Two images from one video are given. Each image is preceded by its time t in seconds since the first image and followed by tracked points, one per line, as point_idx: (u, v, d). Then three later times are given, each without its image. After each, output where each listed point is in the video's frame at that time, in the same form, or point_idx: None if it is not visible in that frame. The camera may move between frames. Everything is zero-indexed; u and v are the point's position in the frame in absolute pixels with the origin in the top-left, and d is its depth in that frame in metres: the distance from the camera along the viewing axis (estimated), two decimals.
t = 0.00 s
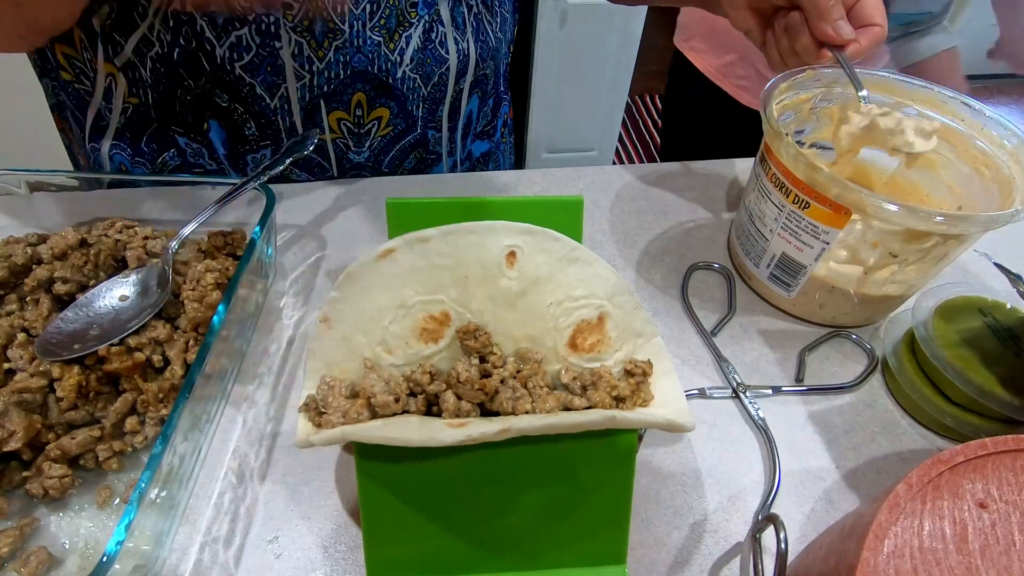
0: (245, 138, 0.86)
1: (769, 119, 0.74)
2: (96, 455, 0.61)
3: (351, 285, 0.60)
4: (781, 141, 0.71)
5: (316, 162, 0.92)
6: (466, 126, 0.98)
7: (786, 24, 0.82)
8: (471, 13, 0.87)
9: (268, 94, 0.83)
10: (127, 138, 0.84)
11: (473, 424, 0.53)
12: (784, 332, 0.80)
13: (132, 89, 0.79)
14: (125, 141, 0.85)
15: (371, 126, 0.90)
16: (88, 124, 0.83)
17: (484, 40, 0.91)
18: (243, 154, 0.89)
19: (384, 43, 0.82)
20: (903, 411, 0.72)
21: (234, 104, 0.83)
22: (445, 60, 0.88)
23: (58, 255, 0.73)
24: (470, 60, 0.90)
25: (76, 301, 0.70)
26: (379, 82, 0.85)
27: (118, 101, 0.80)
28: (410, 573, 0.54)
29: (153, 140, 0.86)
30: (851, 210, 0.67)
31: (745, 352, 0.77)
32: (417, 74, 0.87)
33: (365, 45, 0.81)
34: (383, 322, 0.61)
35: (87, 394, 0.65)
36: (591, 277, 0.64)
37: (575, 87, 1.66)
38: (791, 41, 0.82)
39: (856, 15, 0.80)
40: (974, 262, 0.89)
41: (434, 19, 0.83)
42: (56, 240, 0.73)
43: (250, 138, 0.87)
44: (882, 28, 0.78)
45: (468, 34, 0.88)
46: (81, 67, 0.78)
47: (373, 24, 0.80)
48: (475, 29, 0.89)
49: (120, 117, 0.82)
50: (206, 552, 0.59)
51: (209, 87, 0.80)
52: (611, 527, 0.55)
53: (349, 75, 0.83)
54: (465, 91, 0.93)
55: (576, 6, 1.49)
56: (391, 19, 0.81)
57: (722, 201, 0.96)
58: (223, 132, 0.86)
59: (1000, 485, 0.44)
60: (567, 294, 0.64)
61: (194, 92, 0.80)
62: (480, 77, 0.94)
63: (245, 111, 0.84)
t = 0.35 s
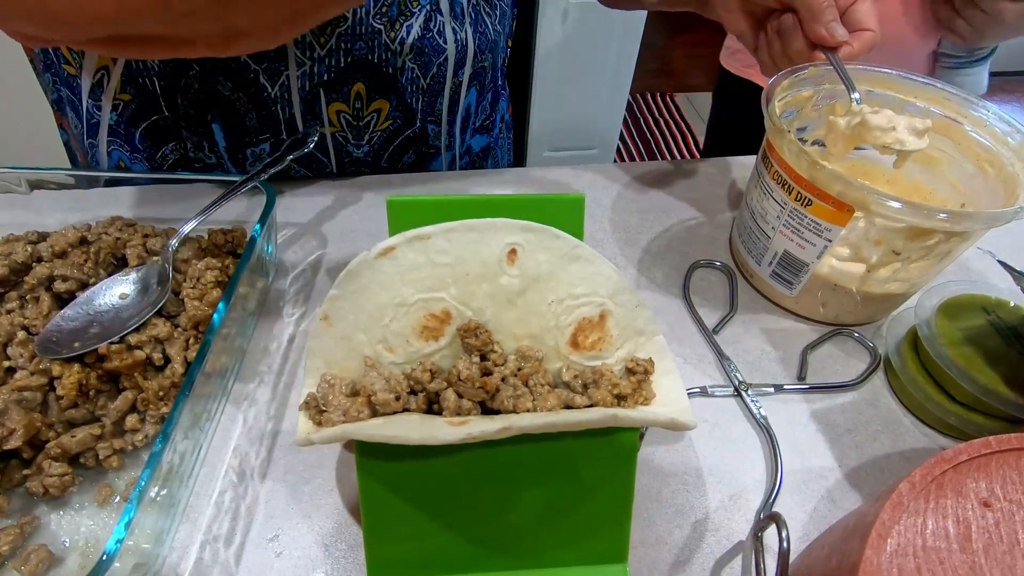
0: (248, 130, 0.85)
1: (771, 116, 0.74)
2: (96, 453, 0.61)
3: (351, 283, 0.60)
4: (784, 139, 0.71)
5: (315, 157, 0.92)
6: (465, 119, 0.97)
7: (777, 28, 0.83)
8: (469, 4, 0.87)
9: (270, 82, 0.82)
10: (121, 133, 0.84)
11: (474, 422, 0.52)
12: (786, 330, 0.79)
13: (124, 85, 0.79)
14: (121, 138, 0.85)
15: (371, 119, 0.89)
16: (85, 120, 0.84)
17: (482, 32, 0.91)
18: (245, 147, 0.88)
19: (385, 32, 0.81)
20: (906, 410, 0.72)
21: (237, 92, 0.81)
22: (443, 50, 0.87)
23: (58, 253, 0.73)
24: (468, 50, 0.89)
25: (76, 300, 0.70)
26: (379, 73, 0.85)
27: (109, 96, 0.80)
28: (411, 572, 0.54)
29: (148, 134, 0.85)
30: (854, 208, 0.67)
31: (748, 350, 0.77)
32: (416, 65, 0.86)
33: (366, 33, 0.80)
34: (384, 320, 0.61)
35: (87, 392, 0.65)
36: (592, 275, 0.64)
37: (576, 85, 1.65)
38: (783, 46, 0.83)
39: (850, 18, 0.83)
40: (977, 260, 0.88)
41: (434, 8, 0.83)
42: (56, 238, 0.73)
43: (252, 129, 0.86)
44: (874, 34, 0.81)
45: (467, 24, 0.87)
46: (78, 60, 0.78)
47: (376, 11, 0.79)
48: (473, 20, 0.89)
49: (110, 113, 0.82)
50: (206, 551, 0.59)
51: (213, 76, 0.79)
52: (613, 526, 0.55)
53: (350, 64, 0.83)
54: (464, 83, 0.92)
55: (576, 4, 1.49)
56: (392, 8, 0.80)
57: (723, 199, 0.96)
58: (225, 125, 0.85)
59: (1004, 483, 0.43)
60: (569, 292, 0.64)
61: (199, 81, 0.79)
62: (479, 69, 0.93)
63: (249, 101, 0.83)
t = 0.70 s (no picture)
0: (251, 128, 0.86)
1: (771, 116, 0.74)
2: (98, 452, 0.61)
3: (351, 283, 0.60)
4: (783, 138, 0.71)
5: (317, 155, 0.92)
6: (466, 118, 0.97)
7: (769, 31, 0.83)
8: (468, 3, 0.88)
9: (274, 79, 0.82)
10: (126, 133, 0.85)
11: (474, 422, 0.53)
12: (786, 329, 0.80)
13: (132, 82, 0.80)
14: (125, 138, 0.86)
15: (373, 117, 0.89)
16: (89, 120, 0.84)
17: (484, 32, 0.91)
18: (248, 145, 0.88)
19: (386, 29, 0.82)
20: (905, 409, 0.72)
21: (240, 90, 0.82)
22: (445, 48, 0.87)
23: (60, 253, 0.73)
24: (470, 48, 0.89)
25: (77, 299, 0.70)
26: (381, 70, 0.85)
27: (115, 95, 0.81)
28: (412, 570, 0.54)
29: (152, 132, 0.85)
30: (854, 207, 0.67)
31: (748, 349, 0.77)
32: (417, 63, 0.86)
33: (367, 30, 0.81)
34: (384, 319, 0.61)
35: (89, 391, 0.65)
36: (592, 274, 0.64)
37: (576, 86, 1.66)
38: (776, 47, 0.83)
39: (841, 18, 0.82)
40: (977, 259, 0.88)
41: (434, 6, 0.83)
42: (57, 237, 0.74)
43: (255, 128, 0.87)
44: (864, 33, 0.81)
45: (468, 23, 0.88)
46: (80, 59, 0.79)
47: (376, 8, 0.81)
48: (474, 19, 0.89)
49: (116, 111, 0.82)
50: (207, 550, 0.59)
51: (215, 74, 0.80)
52: (612, 525, 0.55)
53: (352, 62, 0.83)
54: (466, 81, 0.92)
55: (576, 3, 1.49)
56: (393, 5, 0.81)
57: (723, 198, 0.96)
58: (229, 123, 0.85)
59: (1002, 482, 0.43)
60: (569, 292, 0.64)
61: (202, 79, 0.80)
62: (481, 68, 0.93)
63: (252, 98, 0.83)
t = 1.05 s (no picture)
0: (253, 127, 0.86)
1: (772, 116, 0.74)
2: (99, 454, 0.61)
3: (353, 285, 0.60)
4: (785, 138, 0.71)
5: (320, 155, 0.92)
6: (469, 118, 0.96)
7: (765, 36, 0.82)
8: (471, 4, 0.88)
9: (275, 79, 0.82)
10: (131, 132, 0.85)
11: (476, 423, 0.53)
12: (788, 330, 0.79)
13: (138, 81, 0.80)
14: (129, 138, 0.85)
15: (375, 117, 0.89)
16: (94, 118, 0.84)
17: (487, 31, 0.90)
18: (249, 144, 0.88)
19: (387, 29, 0.82)
20: (907, 410, 0.72)
21: (241, 88, 0.82)
22: (447, 48, 0.86)
23: (61, 255, 0.73)
24: (472, 48, 0.88)
25: (79, 301, 0.70)
26: (382, 69, 0.85)
27: (122, 93, 0.81)
28: (414, 572, 0.54)
29: (156, 131, 0.86)
30: (856, 208, 0.67)
31: (750, 350, 0.77)
32: (419, 62, 0.86)
33: (368, 29, 0.81)
34: (385, 321, 0.61)
35: (91, 393, 0.65)
36: (594, 276, 0.64)
37: (577, 87, 1.66)
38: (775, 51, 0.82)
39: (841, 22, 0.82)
40: (980, 259, 0.88)
41: (435, 6, 0.83)
42: (59, 239, 0.74)
43: (257, 127, 0.87)
44: (865, 37, 0.81)
45: (470, 23, 0.87)
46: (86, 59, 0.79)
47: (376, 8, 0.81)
48: (476, 20, 0.88)
49: (122, 111, 0.82)
50: (209, 552, 0.59)
51: (218, 72, 0.80)
52: (614, 527, 0.55)
53: (353, 61, 0.83)
54: (468, 81, 0.92)
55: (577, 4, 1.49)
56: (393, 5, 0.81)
57: (725, 199, 0.96)
58: (231, 123, 0.85)
59: (1005, 484, 0.43)
60: (570, 293, 0.64)
61: (203, 79, 0.80)
62: (484, 67, 0.93)
63: (253, 97, 0.83)
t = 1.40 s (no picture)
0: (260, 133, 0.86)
1: (774, 118, 0.74)
2: (101, 456, 0.61)
3: (355, 286, 0.60)
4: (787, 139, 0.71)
5: (328, 157, 0.93)
6: (476, 119, 0.97)
7: None
8: (478, 7, 0.88)
9: (281, 86, 0.82)
10: (141, 135, 0.85)
11: (478, 425, 0.53)
12: (790, 331, 0.79)
13: (147, 84, 0.80)
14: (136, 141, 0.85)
15: (383, 119, 0.89)
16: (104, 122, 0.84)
17: (493, 35, 0.91)
18: (257, 147, 0.89)
19: (392, 35, 0.82)
20: (909, 411, 0.72)
21: (247, 97, 0.82)
22: (455, 53, 0.87)
23: (63, 256, 0.73)
24: (480, 51, 0.89)
25: (81, 302, 0.70)
26: (390, 74, 0.84)
27: (132, 96, 0.80)
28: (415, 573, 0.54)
29: (166, 134, 0.85)
30: (858, 209, 0.67)
31: (752, 351, 0.77)
32: (428, 67, 0.86)
33: (374, 36, 0.81)
34: (387, 322, 0.61)
35: (93, 395, 0.65)
36: (595, 277, 0.64)
37: (578, 87, 1.66)
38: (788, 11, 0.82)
39: None
40: (982, 260, 0.88)
41: (443, 11, 0.83)
42: (60, 241, 0.73)
43: (263, 131, 0.87)
44: None
45: (477, 27, 0.88)
46: (95, 63, 0.78)
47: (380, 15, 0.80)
48: (484, 23, 0.89)
49: (132, 114, 0.82)
50: (210, 553, 0.59)
51: (224, 80, 0.80)
52: (616, 529, 0.55)
53: (360, 67, 0.82)
54: (475, 84, 0.92)
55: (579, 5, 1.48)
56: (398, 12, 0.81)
57: (726, 199, 0.96)
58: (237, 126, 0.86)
59: (1009, 486, 0.43)
60: (572, 295, 0.64)
61: (206, 86, 0.80)
62: (491, 70, 0.93)
63: (259, 105, 0.83)
